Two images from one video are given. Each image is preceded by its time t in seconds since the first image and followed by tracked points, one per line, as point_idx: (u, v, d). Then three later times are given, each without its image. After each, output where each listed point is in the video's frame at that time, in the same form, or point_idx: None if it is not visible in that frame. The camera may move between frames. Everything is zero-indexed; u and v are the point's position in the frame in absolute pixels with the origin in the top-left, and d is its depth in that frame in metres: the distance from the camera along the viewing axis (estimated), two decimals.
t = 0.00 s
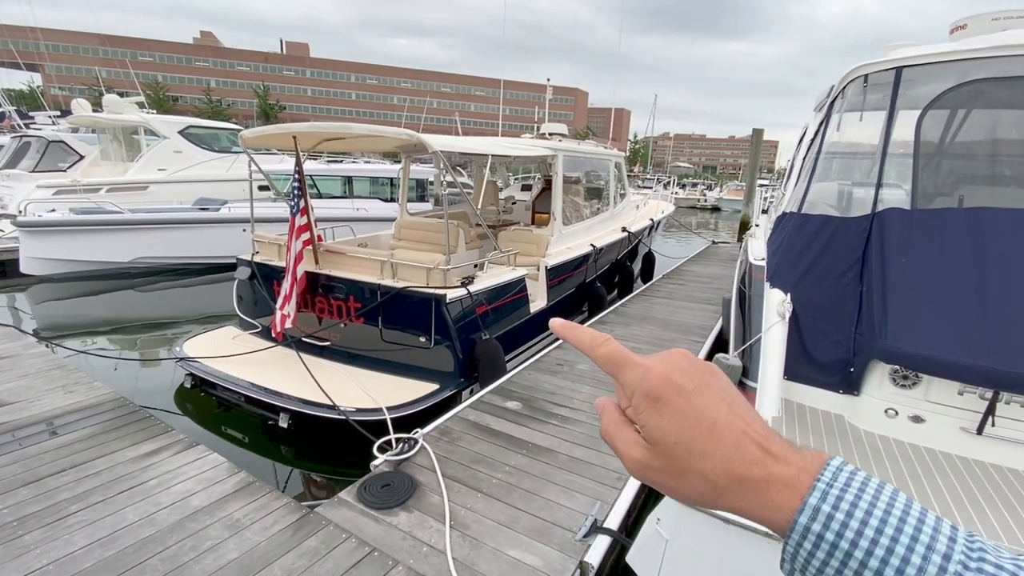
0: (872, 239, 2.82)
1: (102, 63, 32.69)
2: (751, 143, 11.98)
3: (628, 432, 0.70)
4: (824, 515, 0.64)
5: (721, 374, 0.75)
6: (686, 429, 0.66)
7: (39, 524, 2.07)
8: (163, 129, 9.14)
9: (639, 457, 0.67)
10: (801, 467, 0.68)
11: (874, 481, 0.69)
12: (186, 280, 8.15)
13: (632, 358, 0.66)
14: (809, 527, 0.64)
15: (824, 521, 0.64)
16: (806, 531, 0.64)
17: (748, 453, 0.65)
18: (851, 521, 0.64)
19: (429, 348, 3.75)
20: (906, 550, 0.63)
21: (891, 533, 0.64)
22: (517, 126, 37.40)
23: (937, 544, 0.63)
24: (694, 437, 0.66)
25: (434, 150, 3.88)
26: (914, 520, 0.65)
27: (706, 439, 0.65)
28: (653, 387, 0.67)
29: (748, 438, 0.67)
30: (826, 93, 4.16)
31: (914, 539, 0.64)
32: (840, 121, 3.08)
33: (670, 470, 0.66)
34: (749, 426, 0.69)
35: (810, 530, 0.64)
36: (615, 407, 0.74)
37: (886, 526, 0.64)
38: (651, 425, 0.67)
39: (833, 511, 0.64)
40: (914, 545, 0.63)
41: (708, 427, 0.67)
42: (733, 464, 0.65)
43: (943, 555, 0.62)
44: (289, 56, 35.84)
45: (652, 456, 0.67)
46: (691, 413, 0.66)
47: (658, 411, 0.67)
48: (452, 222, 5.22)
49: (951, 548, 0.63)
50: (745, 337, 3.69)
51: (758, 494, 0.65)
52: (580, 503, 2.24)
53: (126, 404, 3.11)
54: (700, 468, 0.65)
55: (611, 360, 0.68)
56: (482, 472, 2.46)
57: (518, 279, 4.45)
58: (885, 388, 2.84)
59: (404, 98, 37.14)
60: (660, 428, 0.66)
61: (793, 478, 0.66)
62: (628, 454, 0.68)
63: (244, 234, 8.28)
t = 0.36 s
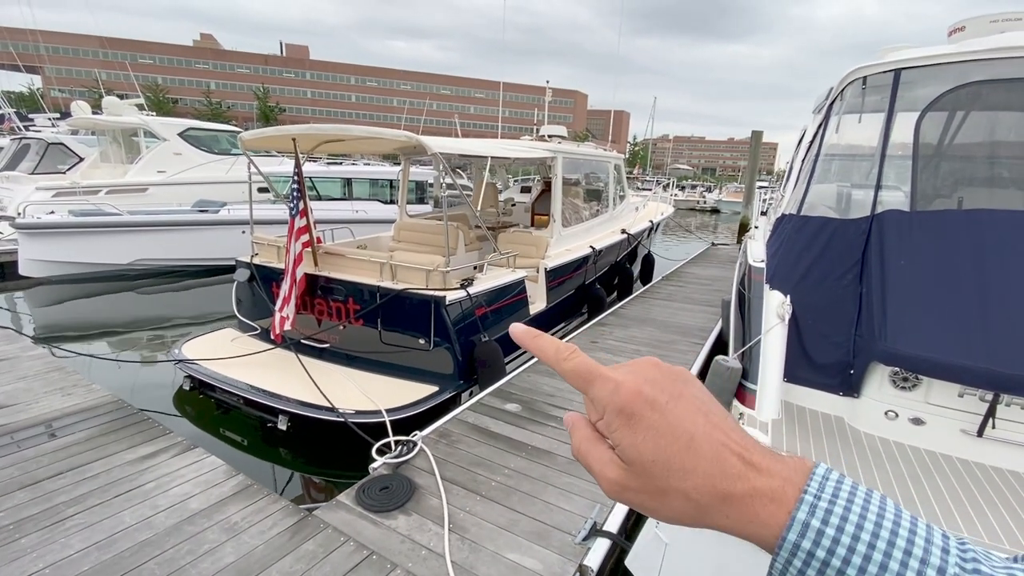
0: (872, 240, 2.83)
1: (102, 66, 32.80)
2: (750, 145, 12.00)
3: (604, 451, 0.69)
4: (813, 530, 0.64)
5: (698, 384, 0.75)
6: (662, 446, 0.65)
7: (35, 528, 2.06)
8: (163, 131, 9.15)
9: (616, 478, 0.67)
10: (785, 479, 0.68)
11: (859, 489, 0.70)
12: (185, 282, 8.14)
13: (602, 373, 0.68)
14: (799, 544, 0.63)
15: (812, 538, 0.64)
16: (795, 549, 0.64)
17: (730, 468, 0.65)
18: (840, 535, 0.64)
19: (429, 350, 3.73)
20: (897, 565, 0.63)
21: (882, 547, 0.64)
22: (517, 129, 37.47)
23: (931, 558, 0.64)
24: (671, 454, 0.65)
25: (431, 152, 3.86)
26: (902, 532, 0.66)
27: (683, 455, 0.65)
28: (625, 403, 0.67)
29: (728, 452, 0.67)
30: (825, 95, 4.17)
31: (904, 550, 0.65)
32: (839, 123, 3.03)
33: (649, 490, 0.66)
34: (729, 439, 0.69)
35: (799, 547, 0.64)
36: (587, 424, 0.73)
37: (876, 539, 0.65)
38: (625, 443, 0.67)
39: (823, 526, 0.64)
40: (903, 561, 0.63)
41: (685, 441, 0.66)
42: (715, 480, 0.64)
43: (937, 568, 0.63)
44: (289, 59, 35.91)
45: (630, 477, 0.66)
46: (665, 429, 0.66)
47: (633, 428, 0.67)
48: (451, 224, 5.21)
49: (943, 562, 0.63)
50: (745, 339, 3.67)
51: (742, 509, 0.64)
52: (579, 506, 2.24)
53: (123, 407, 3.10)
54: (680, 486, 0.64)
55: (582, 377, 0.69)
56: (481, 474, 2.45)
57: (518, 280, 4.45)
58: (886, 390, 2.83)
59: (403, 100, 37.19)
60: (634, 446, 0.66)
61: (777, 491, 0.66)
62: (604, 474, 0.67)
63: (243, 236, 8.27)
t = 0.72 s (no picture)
0: (872, 242, 2.81)
1: (103, 68, 32.83)
2: (750, 147, 12.02)
3: (619, 430, 0.71)
4: (815, 502, 0.63)
5: (709, 369, 0.77)
6: (675, 424, 0.67)
7: (35, 530, 2.05)
8: (163, 133, 9.15)
9: (631, 456, 0.68)
10: (791, 455, 0.68)
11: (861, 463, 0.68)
12: (185, 284, 8.13)
13: (619, 355, 0.69)
14: (802, 515, 0.63)
15: (815, 508, 0.63)
16: (798, 519, 0.64)
17: (738, 443, 0.66)
18: (842, 507, 0.63)
19: (429, 351, 3.72)
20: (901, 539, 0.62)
21: (884, 518, 0.63)
22: (517, 131, 37.49)
23: (929, 528, 0.62)
24: (682, 430, 0.67)
25: (434, 153, 3.87)
26: (901, 501, 0.65)
27: (695, 432, 0.67)
28: (641, 383, 0.69)
29: (736, 430, 0.68)
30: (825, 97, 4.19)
31: (910, 525, 0.63)
32: (840, 124, 3.07)
33: (662, 466, 0.67)
34: (739, 419, 0.70)
35: (801, 517, 0.63)
36: (604, 407, 0.75)
37: (879, 512, 0.63)
38: (639, 421, 0.68)
39: (825, 498, 0.64)
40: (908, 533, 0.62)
41: (696, 419, 0.68)
42: (725, 455, 0.65)
43: (935, 539, 0.61)
44: (290, 61, 35.98)
45: (645, 454, 0.68)
46: (678, 406, 0.68)
47: (647, 407, 0.69)
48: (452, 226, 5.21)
49: (946, 532, 0.62)
50: (746, 341, 3.65)
51: (749, 483, 0.65)
52: (579, 508, 2.23)
53: (124, 408, 3.10)
54: (692, 461, 0.66)
55: (599, 359, 0.72)
56: (482, 477, 2.44)
57: (519, 282, 4.45)
58: (887, 392, 2.81)
59: (404, 102, 37.24)
60: (648, 423, 0.68)
61: (783, 466, 0.66)
62: (619, 452, 0.69)
63: (243, 238, 8.27)
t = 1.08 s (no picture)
0: (874, 244, 2.79)
1: (104, 70, 32.89)
2: (751, 149, 12.02)
3: (682, 390, 0.73)
4: (865, 454, 0.63)
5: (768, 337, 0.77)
6: (737, 378, 0.68)
7: (36, 533, 2.04)
8: (164, 135, 9.15)
9: (692, 409, 0.70)
10: (845, 415, 0.67)
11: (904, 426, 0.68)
12: (186, 286, 8.13)
13: (688, 319, 0.72)
14: (851, 465, 0.62)
15: (864, 459, 0.63)
16: (848, 469, 0.63)
17: (795, 401, 0.65)
18: (890, 460, 0.62)
19: (431, 353, 3.72)
20: (944, 487, 0.61)
21: (929, 472, 0.62)
22: (517, 133, 37.56)
23: (975, 483, 0.62)
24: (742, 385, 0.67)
25: (435, 155, 3.86)
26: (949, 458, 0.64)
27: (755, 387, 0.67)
28: (705, 343, 0.70)
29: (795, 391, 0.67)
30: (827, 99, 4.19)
31: (952, 478, 0.62)
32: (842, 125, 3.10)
33: (719, 418, 0.68)
34: (796, 381, 0.69)
35: (852, 468, 0.63)
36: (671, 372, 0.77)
37: (926, 466, 0.62)
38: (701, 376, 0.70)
39: (875, 451, 0.63)
40: (951, 481, 0.62)
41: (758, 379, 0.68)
42: (780, 410, 0.65)
43: (979, 492, 0.61)
44: (291, 63, 36.04)
45: (706, 408, 0.69)
46: (739, 364, 0.68)
47: (709, 364, 0.70)
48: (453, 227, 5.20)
49: (990, 486, 0.62)
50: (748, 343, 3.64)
51: (804, 437, 0.64)
52: (583, 512, 2.22)
53: (125, 410, 3.09)
54: (751, 414, 0.66)
55: (672, 323, 0.75)
56: (485, 479, 2.43)
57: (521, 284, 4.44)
58: (890, 394, 2.80)
59: (405, 104, 37.28)
60: (709, 377, 0.69)
61: (836, 424, 0.65)
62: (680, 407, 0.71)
63: (244, 240, 8.27)
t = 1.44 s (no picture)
0: (878, 245, 2.78)
1: (106, 71, 32.97)
2: (753, 151, 12.02)
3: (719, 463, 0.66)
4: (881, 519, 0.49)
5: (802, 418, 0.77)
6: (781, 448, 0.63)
7: (38, 536, 2.04)
8: (167, 136, 9.16)
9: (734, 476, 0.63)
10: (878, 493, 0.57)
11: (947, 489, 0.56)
12: (188, 287, 8.13)
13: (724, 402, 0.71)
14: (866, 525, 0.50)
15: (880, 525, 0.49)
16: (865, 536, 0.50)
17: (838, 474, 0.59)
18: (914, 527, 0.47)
19: (434, 355, 3.71)
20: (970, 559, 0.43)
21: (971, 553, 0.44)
22: (518, 134, 37.59)
23: None
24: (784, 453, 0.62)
25: (437, 157, 3.85)
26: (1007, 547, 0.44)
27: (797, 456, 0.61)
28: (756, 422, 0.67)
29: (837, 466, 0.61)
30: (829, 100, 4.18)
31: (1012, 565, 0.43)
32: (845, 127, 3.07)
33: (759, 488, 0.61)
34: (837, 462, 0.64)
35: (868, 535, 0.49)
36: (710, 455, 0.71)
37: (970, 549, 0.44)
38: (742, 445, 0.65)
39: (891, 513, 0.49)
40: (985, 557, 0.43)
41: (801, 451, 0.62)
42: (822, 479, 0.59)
43: None
44: (292, 64, 36.10)
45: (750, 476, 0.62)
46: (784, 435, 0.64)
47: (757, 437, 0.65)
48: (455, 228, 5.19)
49: None
50: (752, 344, 3.63)
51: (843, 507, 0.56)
52: (587, 515, 2.21)
53: (127, 412, 3.09)
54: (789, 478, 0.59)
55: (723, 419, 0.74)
56: (488, 482, 2.42)
57: (523, 285, 4.43)
58: (894, 396, 2.78)
59: (406, 106, 37.33)
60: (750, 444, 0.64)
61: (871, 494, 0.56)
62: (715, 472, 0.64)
63: (246, 241, 8.27)
